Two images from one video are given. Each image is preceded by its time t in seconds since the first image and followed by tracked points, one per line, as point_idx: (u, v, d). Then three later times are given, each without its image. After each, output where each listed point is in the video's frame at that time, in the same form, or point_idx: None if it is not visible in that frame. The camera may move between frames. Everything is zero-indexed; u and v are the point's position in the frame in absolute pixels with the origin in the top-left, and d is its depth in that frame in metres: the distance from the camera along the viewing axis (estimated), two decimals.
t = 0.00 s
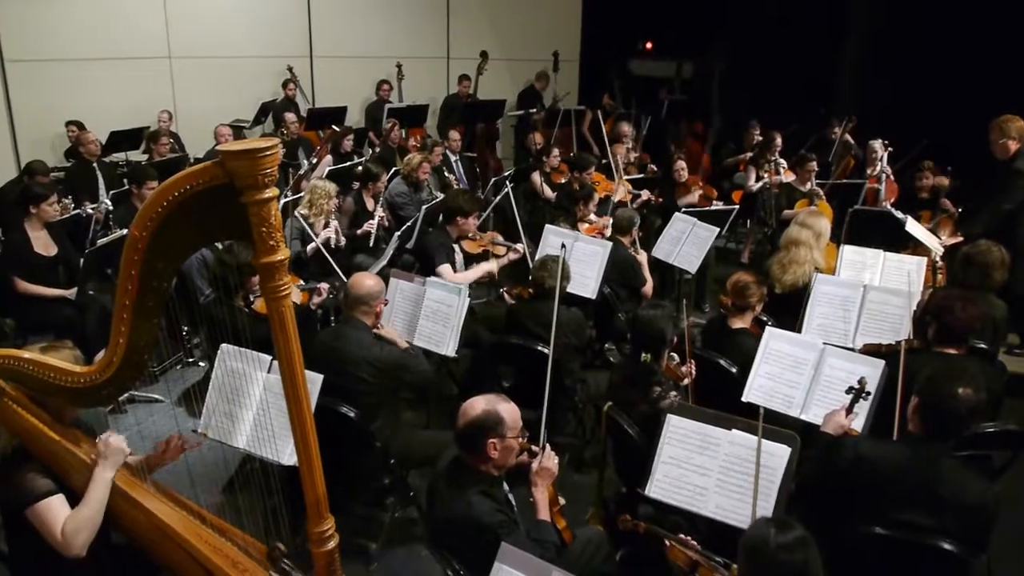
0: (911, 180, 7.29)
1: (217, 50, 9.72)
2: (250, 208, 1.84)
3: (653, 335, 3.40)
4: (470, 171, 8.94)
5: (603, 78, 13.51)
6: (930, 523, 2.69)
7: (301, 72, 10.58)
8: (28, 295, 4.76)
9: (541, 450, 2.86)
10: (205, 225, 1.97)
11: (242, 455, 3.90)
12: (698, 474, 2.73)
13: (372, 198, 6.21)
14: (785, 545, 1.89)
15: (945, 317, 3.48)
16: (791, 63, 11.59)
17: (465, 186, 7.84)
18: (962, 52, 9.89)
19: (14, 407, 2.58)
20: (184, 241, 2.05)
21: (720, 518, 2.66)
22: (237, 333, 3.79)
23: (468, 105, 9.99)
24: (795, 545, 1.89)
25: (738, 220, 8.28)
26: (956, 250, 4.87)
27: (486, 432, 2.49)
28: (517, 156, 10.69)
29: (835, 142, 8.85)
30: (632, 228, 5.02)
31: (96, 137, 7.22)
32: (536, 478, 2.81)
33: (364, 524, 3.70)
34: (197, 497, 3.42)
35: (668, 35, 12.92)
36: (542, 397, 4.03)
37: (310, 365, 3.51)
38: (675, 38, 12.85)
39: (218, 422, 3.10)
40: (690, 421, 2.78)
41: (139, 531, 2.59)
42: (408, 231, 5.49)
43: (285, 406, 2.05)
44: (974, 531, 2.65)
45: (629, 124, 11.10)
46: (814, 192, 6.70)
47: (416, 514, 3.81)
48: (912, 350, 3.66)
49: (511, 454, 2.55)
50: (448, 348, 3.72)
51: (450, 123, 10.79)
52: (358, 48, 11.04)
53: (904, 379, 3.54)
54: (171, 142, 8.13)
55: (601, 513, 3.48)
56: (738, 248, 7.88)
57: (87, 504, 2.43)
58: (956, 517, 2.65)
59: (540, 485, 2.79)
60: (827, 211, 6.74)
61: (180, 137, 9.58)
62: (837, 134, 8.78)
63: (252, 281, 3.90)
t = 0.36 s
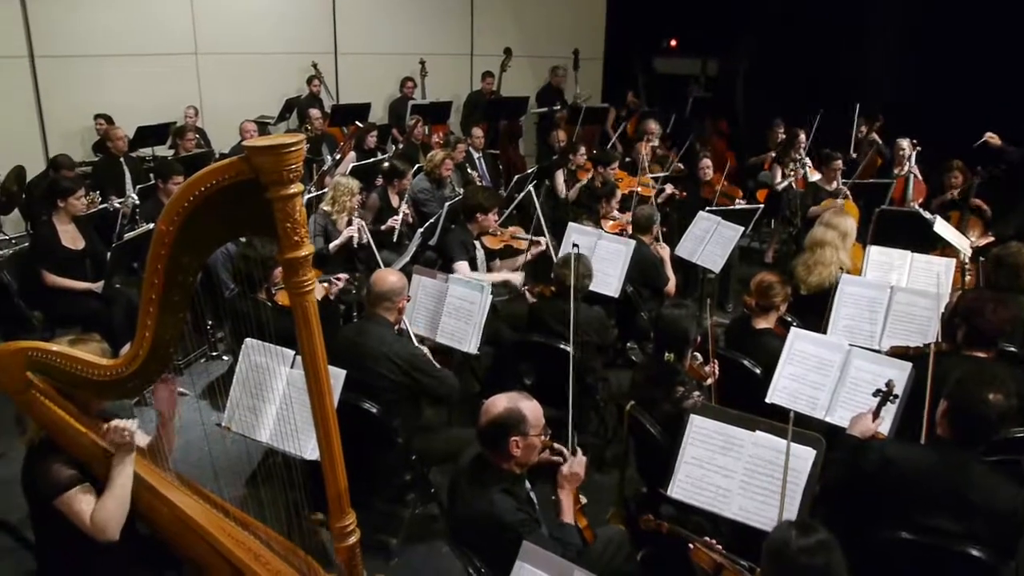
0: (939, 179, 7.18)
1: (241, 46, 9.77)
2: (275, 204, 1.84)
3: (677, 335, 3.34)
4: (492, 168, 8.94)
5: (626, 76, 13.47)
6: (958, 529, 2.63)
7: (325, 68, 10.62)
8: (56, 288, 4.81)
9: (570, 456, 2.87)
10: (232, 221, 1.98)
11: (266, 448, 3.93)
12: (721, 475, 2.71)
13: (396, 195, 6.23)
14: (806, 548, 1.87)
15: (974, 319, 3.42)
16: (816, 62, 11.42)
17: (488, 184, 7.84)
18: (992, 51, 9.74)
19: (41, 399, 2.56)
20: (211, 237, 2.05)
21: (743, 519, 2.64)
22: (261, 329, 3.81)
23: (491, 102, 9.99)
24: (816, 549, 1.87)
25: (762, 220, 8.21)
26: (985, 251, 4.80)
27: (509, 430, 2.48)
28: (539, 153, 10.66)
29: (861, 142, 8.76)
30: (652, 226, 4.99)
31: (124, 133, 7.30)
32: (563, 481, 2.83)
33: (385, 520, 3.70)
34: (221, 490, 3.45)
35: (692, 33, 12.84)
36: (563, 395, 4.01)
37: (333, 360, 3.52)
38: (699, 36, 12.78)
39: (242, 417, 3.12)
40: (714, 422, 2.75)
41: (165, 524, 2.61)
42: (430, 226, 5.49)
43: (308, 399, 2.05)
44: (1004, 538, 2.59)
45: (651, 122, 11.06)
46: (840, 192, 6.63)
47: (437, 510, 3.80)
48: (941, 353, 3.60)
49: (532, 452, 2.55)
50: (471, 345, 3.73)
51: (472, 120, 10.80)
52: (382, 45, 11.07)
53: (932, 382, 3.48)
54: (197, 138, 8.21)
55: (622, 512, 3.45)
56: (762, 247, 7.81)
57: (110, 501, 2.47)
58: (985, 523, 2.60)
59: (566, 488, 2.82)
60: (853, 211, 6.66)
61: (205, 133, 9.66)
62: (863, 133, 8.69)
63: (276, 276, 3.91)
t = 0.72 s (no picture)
0: (975, 182, 7.07)
1: (272, 41, 9.84)
2: (308, 197, 1.84)
3: (705, 335, 3.29)
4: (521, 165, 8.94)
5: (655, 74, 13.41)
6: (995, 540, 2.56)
7: (355, 64, 10.68)
8: (89, 278, 4.88)
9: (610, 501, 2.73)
10: (264, 215, 1.99)
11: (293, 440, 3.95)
12: (750, 478, 2.67)
13: (426, 190, 6.26)
14: (838, 554, 1.84)
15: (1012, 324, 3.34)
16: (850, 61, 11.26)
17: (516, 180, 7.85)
18: None
19: (76, 387, 2.59)
20: (243, 231, 2.06)
21: (771, 524, 2.60)
22: (290, 322, 3.82)
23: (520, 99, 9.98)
24: (848, 555, 1.84)
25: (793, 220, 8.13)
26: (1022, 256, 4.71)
27: (538, 427, 2.48)
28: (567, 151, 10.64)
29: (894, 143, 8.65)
30: (684, 227, 4.96)
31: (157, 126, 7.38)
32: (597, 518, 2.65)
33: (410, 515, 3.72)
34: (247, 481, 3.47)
35: (723, 31, 12.75)
36: (590, 394, 3.99)
37: (361, 354, 3.54)
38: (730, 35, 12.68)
39: (271, 408, 3.14)
40: (744, 424, 2.72)
41: (193, 513, 2.63)
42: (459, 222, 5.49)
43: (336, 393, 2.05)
44: None
45: (681, 121, 11.00)
46: (873, 194, 6.55)
47: (462, 507, 3.80)
48: (977, 359, 3.53)
49: (561, 451, 2.56)
50: (498, 342, 3.72)
51: (501, 117, 10.80)
52: (411, 41, 11.11)
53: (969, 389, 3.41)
54: (228, 132, 8.29)
55: (648, 513, 3.42)
56: (792, 248, 7.74)
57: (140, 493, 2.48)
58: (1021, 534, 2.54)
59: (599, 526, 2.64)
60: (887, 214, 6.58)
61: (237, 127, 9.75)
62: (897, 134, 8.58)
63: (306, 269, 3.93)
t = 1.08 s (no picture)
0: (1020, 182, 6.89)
1: (307, 36, 9.90)
2: (344, 191, 1.84)
3: (743, 334, 3.25)
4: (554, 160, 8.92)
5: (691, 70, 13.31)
6: None
7: (389, 59, 10.71)
8: (127, 268, 4.96)
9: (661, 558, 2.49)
10: (302, 209, 1.98)
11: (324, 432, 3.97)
12: (786, 481, 2.62)
13: (459, 185, 6.27)
14: (880, 561, 1.80)
15: None
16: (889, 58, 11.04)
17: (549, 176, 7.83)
18: None
19: (115, 377, 2.61)
20: (281, 225, 2.06)
21: (807, 527, 2.55)
22: (325, 315, 3.85)
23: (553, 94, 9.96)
24: (890, 562, 1.80)
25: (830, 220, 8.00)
26: None
27: (575, 424, 2.48)
28: (600, 147, 10.60)
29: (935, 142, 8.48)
30: (719, 224, 4.91)
31: (195, 119, 7.48)
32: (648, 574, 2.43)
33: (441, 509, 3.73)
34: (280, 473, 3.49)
35: (761, 27, 12.59)
36: (622, 393, 3.97)
37: (395, 348, 3.54)
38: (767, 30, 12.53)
39: (304, 401, 3.16)
40: (780, 425, 2.67)
41: (227, 504, 2.65)
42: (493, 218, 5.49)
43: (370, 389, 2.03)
44: None
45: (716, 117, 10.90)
46: (913, 193, 6.43)
47: (493, 503, 3.80)
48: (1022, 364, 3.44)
49: (596, 450, 2.57)
50: (530, 338, 3.71)
51: (534, 112, 10.79)
52: (445, 35, 11.13)
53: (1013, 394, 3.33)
54: (263, 125, 8.36)
55: (680, 513, 3.39)
56: (829, 248, 7.63)
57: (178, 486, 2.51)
58: None
59: None
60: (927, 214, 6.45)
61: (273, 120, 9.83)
62: (938, 133, 8.42)
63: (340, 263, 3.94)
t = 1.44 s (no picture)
0: None
1: (339, 31, 9.95)
2: (377, 185, 1.83)
3: (778, 333, 3.24)
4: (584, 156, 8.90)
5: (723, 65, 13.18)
6: None
7: (420, 54, 10.74)
8: (161, 261, 5.02)
9: None
10: (336, 203, 1.98)
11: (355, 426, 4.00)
12: (820, 481, 2.58)
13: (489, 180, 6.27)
14: (917, 564, 1.77)
15: None
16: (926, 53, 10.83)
17: (579, 171, 7.81)
18: None
19: (151, 368, 2.61)
20: (313, 218, 2.05)
21: (842, 529, 2.51)
22: (356, 308, 3.87)
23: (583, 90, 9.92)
24: (929, 566, 1.77)
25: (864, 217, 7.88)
26: None
27: (606, 422, 2.47)
28: (630, 143, 10.54)
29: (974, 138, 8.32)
30: (749, 219, 4.85)
31: (228, 114, 7.55)
32: None
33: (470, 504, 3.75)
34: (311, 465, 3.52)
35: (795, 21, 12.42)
36: (652, 390, 3.94)
37: (426, 342, 3.54)
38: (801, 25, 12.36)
39: (335, 394, 3.17)
40: (814, 425, 2.62)
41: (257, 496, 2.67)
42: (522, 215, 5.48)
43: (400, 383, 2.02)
44: None
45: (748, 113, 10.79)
46: (950, 190, 6.31)
47: (522, 499, 3.80)
48: None
49: (628, 448, 2.55)
50: (560, 334, 3.69)
51: (565, 107, 10.75)
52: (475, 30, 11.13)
53: None
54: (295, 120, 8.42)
55: (711, 512, 3.37)
56: (863, 245, 7.52)
57: (214, 480, 2.53)
58: None
59: None
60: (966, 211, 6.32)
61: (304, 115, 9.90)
62: (976, 128, 8.25)
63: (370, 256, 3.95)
